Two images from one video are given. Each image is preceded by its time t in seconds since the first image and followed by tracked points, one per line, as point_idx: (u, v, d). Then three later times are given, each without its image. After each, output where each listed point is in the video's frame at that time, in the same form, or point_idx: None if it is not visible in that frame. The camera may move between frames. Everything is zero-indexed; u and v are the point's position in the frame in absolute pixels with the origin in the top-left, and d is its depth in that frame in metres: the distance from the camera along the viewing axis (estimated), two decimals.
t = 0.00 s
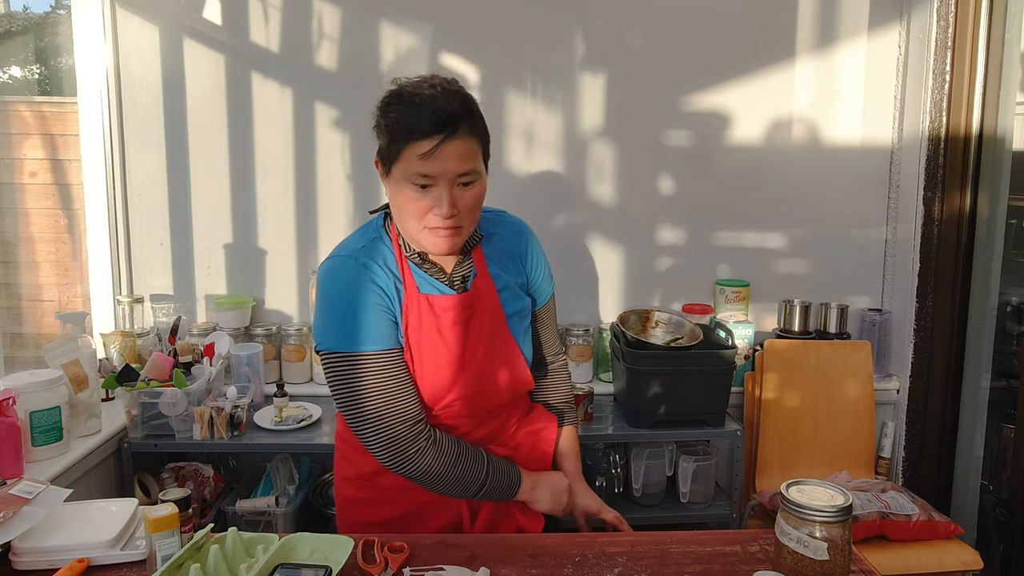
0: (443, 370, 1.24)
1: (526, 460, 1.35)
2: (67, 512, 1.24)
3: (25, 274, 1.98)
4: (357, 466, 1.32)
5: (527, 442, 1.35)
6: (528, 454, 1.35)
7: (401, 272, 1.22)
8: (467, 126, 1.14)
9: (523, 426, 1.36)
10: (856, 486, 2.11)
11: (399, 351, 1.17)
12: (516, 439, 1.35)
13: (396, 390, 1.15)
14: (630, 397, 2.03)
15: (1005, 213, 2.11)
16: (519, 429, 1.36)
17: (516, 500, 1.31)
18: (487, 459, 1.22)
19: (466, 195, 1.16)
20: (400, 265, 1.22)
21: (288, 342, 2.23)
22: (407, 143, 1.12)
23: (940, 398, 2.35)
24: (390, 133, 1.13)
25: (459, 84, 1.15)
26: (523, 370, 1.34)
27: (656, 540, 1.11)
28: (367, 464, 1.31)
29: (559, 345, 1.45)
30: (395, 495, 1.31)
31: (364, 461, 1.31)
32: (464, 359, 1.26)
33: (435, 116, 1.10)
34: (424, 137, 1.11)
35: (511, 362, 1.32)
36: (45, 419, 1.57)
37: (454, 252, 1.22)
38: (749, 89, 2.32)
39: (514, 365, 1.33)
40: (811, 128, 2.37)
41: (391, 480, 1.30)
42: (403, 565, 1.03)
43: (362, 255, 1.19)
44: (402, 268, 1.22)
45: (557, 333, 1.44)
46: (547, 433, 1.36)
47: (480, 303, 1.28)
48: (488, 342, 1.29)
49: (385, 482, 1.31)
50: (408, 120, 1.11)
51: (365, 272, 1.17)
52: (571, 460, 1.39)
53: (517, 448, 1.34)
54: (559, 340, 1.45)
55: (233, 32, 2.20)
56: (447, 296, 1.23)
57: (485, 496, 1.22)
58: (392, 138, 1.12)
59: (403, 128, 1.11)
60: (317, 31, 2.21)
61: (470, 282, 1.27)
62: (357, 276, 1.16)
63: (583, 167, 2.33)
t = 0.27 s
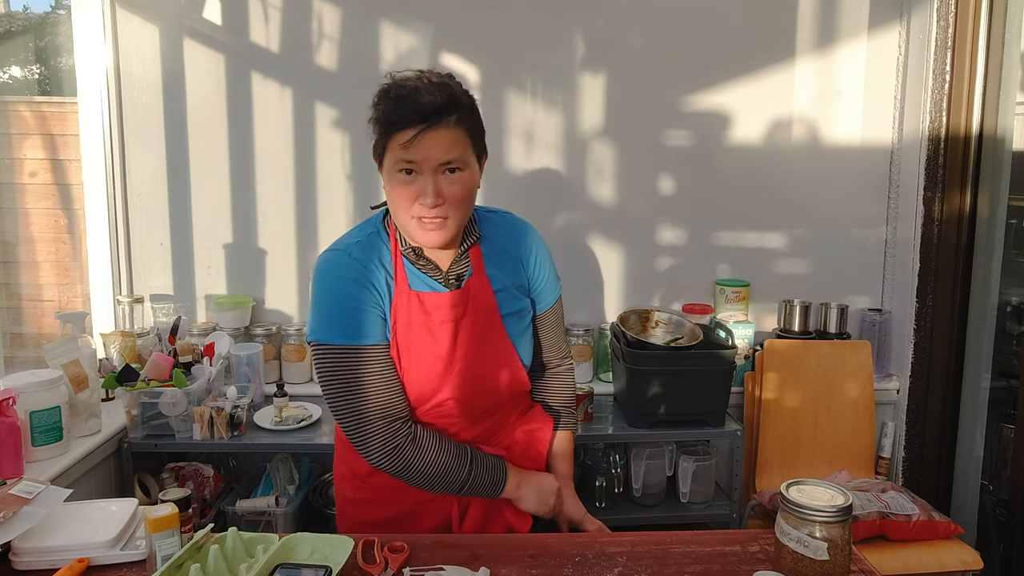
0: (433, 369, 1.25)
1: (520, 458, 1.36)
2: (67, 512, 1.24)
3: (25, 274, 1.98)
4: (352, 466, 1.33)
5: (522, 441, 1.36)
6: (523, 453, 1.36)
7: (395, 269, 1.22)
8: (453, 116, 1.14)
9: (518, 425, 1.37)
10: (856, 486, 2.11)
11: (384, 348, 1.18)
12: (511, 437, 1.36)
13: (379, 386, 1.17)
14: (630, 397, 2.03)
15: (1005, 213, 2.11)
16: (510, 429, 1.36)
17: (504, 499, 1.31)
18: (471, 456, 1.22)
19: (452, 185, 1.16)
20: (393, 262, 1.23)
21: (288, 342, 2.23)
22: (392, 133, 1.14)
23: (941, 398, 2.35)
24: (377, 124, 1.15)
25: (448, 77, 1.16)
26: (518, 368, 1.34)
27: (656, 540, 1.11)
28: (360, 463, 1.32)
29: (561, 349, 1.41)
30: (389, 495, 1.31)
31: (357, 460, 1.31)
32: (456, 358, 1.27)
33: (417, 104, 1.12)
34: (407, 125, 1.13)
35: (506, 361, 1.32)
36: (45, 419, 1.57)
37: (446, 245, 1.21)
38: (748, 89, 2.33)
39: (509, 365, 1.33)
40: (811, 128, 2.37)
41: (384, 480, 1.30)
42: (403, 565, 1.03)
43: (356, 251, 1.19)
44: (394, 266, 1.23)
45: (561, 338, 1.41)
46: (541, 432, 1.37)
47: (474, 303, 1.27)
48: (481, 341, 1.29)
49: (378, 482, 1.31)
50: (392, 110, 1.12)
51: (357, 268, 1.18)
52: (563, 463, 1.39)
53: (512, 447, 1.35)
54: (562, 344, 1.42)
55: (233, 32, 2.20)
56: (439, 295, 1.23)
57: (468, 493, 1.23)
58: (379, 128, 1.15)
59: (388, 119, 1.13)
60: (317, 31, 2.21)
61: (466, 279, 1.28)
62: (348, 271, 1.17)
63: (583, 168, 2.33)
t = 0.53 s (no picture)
0: (429, 368, 1.25)
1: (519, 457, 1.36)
2: (67, 512, 1.24)
3: (25, 275, 1.98)
4: (351, 465, 1.34)
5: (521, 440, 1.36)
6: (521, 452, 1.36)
7: (392, 268, 1.22)
8: (448, 119, 1.14)
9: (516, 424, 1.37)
10: (856, 486, 2.11)
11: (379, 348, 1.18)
12: (510, 435, 1.36)
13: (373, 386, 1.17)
14: (630, 397, 2.03)
15: (1005, 213, 2.11)
16: (508, 428, 1.36)
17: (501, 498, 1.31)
18: (467, 456, 1.22)
19: (447, 187, 1.16)
20: (391, 261, 1.22)
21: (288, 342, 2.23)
22: (386, 135, 1.13)
23: (941, 398, 2.35)
24: (372, 126, 1.15)
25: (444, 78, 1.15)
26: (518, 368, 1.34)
27: (656, 540, 1.11)
28: (359, 463, 1.32)
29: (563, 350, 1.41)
30: (388, 494, 1.31)
31: (356, 459, 1.32)
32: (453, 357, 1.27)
33: (412, 108, 1.11)
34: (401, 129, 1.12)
35: (504, 360, 1.32)
36: (45, 419, 1.57)
37: (442, 245, 1.22)
38: (749, 89, 2.33)
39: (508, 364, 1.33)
40: (811, 128, 2.37)
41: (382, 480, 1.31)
42: (403, 565, 1.03)
43: (354, 250, 1.19)
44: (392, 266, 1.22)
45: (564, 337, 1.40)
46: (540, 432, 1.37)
47: (473, 303, 1.27)
48: (478, 341, 1.28)
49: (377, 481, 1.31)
50: (387, 113, 1.12)
51: (354, 267, 1.18)
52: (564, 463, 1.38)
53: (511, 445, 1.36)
54: (565, 344, 1.41)
55: (233, 33, 2.20)
56: (437, 295, 1.23)
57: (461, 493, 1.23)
58: (373, 130, 1.14)
59: (382, 121, 1.13)
60: (317, 31, 2.21)
61: (465, 279, 1.27)
62: (346, 270, 1.17)
63: (583, 167, 2.33)
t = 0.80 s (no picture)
0: (432, 369, 1.25)
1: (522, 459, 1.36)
2: (67, 512, 1.24)
3: (25, 275, 1.98)
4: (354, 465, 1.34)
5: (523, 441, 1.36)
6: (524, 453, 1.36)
7: (397, 269, 1.23)
8: (460, 122, 1.14)
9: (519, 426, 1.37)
10: (856, 486, 2.11)
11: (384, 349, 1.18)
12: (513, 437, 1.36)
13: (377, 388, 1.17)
14: (630, 397, 2.03)
15: (1005, 213, 2.12)
16: (510, 431, 1.36)
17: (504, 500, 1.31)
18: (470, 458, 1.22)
19: (458, 190, 1.16)
20: (395, 263, 1.23)
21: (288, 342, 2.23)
22: (398, 137, 1.12)
23: (941, 398, 2.35)
24: (383, 127, 1.14)
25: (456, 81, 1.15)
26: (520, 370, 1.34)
27: (656, 540, 1.11)
28: (363, 463, 1.32)
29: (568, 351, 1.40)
30: (390, 495, 1.31)
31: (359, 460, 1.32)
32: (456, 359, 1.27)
33: (426, 112, 1.10)
34: (414, 131, 1.11)
35: (506, 362, 1.32)
36: (45, 419, 1.57)
37: (449, 247, 1.22)
38: (749, 89, 2.33)
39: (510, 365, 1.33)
40: (811, 128, 2.37)
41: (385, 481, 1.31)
42: (403, 565, 1.03)
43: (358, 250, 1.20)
44: (397, 267, 1.23)
45: (569, 337, 1.39)
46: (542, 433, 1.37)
47: (475, 303, 1.27)
48: (481, 342, 1.29)
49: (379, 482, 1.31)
50: (400, 115, 1.11)
51: (359, 268, 1.18)
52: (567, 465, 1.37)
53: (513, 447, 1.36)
54: (570, 345, 1.40)
55: (233, 32, 2.20)
56: (440, 296, 1.23)
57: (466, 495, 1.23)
58: (385, 131, 1.13)
59: (395, 124, 1.12)
60: (317, 31, 2.21)
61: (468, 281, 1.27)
62: (350, 271, 1.17)
63: (583, 167, 2.33)
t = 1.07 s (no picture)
0: (439, 370, 1.25)
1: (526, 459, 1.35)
2: (67, 512, 1.24)
3: (25, 275, 1.98)
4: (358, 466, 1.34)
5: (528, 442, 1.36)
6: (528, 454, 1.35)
7: (404, 269, 1.22)
8: (501, 127, 1.14)
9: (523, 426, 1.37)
10: (856, 486, 2.11)
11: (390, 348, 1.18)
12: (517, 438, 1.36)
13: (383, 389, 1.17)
14: (630, 396, 2.03)
15: (1005, 213, 2.12)
16: (513, 431, 1.36)
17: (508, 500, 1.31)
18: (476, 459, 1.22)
19: (494, 193, 1.16)
20: (402, 263, 1.22)
21: (288, 342, 2.23)
22: (442, 141, 1.10)
23: (940, 398, 2.35)
24: (425, 129, 1.11)
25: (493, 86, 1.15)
26: (525, 371, 1.34)
27: (656, 540, 1.11)
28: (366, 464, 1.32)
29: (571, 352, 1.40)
30: (394, 495, 1.31)
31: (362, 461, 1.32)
32: (462, 359, 1.27)
33: (472, 116, 1.10)
34: (460, 135, 1.10)
35: (511, 362, 1.32)
36: (45, 419, 1.57)
37: (472, 247, 1.22)
38: (749, 89, 2.33)
39: (515, 366, 1.33)
40: (811, 128, 2.37)
41: (389, 480, 1.31)
42: (403, 565, 1.03)
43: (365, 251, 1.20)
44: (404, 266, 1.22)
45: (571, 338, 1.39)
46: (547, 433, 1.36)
47: (481, 304, 1.28)
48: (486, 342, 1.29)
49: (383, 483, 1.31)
50: (447, 119, 1.09)
51: (365, 269, 1.18)
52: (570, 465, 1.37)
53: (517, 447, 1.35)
54: (573, 346, 1.40)
55: (232, 32, 2.20)
56: (447, 296, 1.23)
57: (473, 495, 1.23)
58: (427, 134, 1.11)
59: (440, 127, 1.10)
60: (317, 31, 2.21)
61: (474, 281, 1.28)
62: (356, 271, 1.18)
63: (583, 167, 2.33)
